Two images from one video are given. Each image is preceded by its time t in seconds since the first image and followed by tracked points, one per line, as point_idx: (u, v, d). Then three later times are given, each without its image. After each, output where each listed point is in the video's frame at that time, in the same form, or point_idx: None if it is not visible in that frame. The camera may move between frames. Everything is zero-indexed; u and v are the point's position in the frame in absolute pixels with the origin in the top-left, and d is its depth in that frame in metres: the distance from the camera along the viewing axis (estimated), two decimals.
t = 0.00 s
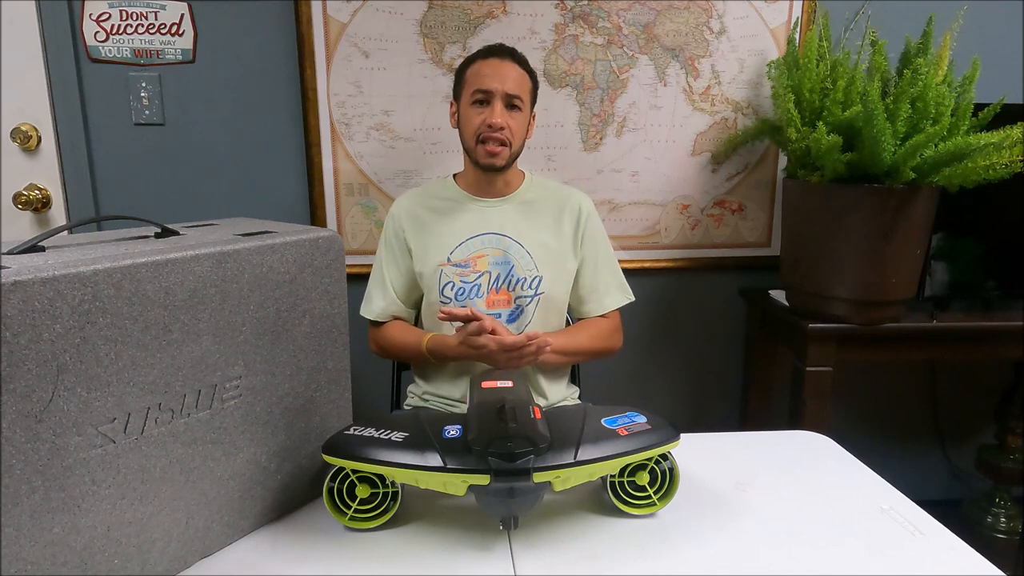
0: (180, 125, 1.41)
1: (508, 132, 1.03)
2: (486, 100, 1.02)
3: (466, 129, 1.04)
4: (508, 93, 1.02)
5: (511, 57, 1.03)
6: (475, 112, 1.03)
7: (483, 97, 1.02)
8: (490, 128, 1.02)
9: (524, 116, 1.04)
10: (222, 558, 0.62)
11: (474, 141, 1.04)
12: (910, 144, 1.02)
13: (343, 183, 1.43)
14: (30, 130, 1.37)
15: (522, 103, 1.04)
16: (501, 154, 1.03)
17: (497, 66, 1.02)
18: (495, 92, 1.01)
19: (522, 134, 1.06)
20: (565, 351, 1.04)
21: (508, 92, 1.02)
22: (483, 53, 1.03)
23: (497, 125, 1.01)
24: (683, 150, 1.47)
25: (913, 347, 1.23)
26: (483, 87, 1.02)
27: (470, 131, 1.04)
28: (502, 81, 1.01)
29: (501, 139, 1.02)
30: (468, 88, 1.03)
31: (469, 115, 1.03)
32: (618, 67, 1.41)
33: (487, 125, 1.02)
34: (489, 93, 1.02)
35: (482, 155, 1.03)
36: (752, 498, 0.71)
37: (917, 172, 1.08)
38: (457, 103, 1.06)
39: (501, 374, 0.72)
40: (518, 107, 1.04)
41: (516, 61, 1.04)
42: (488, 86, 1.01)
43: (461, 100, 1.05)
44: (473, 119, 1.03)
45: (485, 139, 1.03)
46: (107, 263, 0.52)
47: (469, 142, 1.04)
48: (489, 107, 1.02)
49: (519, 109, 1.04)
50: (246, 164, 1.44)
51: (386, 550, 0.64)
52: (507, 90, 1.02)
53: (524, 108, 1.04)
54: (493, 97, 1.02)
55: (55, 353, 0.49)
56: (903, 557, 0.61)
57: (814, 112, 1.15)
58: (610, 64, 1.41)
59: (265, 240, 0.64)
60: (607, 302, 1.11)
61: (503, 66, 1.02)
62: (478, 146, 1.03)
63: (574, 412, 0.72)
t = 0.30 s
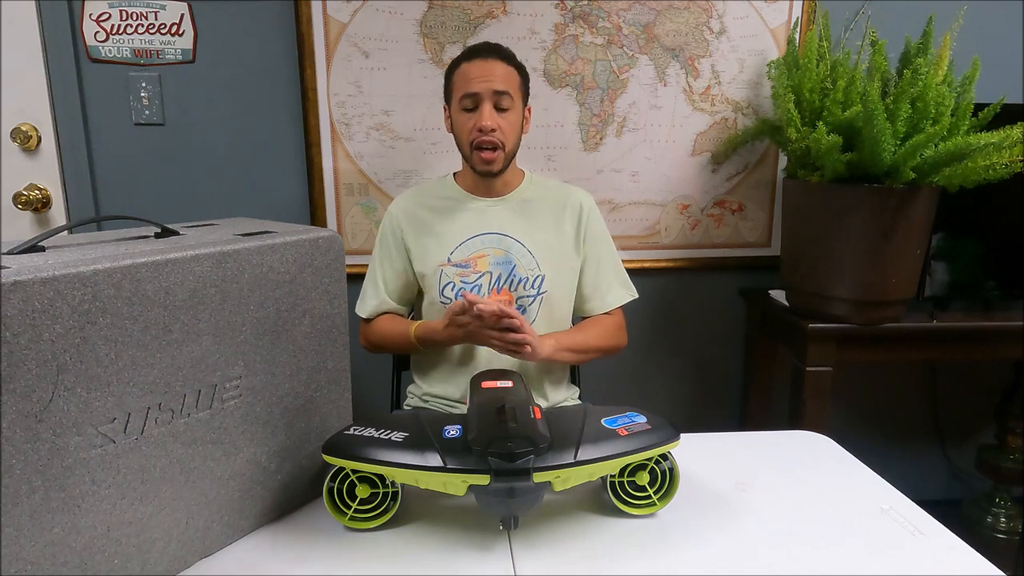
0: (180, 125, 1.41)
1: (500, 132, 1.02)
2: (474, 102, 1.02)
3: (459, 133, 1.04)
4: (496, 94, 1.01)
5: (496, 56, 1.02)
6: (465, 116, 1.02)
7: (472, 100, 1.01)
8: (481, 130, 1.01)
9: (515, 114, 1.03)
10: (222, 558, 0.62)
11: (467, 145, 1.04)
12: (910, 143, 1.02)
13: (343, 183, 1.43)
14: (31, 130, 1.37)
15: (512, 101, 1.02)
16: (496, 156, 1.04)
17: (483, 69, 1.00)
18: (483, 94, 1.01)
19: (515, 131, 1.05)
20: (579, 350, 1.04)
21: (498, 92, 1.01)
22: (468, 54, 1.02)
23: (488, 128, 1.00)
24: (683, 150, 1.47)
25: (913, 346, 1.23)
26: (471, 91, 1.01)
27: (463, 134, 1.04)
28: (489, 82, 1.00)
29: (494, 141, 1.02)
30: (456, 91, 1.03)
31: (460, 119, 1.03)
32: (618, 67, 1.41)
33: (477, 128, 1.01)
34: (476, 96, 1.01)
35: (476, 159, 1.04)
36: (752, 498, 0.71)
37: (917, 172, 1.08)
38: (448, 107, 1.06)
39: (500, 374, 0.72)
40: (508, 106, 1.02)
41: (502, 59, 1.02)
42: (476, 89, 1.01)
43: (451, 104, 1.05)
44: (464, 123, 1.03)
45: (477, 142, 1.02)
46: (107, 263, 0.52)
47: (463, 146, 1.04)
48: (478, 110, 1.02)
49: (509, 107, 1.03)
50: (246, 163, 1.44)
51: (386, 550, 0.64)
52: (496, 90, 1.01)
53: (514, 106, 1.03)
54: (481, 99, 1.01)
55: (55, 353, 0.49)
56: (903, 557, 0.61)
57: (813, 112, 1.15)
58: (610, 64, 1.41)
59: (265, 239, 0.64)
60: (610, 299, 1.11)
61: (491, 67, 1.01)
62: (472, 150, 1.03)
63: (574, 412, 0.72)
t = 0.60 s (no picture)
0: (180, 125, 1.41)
1: (485, 129, 1.01)
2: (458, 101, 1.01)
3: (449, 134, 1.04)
4: (479, 90, 1.00)
5: (477, 53, 1.01)
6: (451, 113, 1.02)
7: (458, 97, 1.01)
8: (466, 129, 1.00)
9: (500, 109, 1.01)
10: (222, 558, 0.62)
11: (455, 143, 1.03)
12: (910, 144, 1.02)
13: (343, 183, 1.43)
14: (31, 130, 1.37)
15: (496, 97, 1.01)
16: (482, 154, 1.02)
17: (467, 65, 1.00)
18: (465, 92, 1.00)
19: (503, 128, 1.03)
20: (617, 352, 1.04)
21: (485, 89, 1.00)
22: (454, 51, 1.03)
23: (469, 125, 0.99)
24: (683, 150, 1.47)
25: (913, 346, 1.23)
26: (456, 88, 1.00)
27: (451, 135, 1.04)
28: (470, 80, 1.00)
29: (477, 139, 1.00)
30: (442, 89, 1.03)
31: (448, 120, 1.03)
32: (618, 67, 1.41)
33: (461, 127, 1.00)
34: (459, 94, 1.00)
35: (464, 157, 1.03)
36: (751, 498, 0.71)
37: (917, 172, 1.08)
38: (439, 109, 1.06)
39: (501, 374, 0.72)
40: (492, 102, 1.01)
41: (484, 56, 1.01)
42: (462, 86, 1.00)
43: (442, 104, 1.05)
44: (451, 121, 1.03)
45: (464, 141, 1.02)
46: (107, 263, 0.52)
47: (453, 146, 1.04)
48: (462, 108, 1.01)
49: (494, 103, 1.01)
50: (246, 163, 1.43)
51: (386, 550, 0.64)
52: (483, 87, 1.00)
53: (500, 102, 1.01)
54: (464, 97, 1.00)
55: (55, 353, 0.49)
56: (904, 557, 0.61)
57: (813, 112, 1.15)
58: (610, 64, 1.41)
59: (265, 240, 0.64)
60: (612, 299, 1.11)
61: (474, 64, 1.00)
62: (461, 150, 1.03)
63: (574, 412, 0.72)
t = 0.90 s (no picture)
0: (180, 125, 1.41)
1: (510, 129, 1.00)
2: (483, 97, 1.00)
3: (467, 130, 1.02)
4: (506, 88, 0.99)
5: (505, 50, 1.00)
6: (475, 110, 1.00)
7: (486, 94, 0.99)
8: (490, 126, 0.99)
9: (526, 111, 1.01)
10: (222, 558, 0.62)
11: (476, 141, 1.01)
12: (910, 144, 1.02)
13: (343, 183, 1.43)
14: (31, 130, 1.37)
15: (523, 97, 1.01)
16: (504, 154, 1.01)
17: (498, 62, 0.99)
18: (492, 88, 0.99)
19: (525, 130, 1.02)
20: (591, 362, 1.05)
21: (514, 88, 1.00)
22: (480, 46, 1.01)
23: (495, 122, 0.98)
24: (683, 150, 1.47)
25: (913, 346, 1.23)
26: (485, 84, 0.99)
27: (470, 131, 1.01)
28: (498, 76, 0.99)
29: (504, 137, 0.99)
30: (465, 84, 1.01)
31: (468, 115, 1.01)
32: (618, 67, 1.41)
33: (486, 123, 0.99)
34: (485, 89, 0.99)
35: (485, 155, 1.01)
36: (751, 498, 0.71)
37: (917, 172, 1.08)
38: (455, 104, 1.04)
39: (500, 374, 0.72)
40: (518, 102, 1.00)
41: (513, 53, 1.01)
42: (492, 83, 0.99)
43: (459, 100, 1.03)
44: (474, 118, 1.00)
45: (486, 138, 1.00)
46: (107, 263, 0.52)
47: (471, 143, 1.02)
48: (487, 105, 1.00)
49: (519, 103, 1.01)
50: (246, 163, 1.43)
51: (386, 551, 0.64)
52: (512, 86, 0.99)
53: (525, 103, 1.01)
54: (491, 93, 0.99)
55: (55, 353, 0.49)
56: (904, 557, 0.61)
57: (814, 111, 1.15)
58: (610, 64, 1.41)
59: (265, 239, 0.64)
60: (609, 303, 1.13)
61: (503, 60, 0.99)
62: (480, 148, 1.01)
63: (574, 412, 0.72)
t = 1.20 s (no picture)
0: (180, 125, 1.41)
1: (532, 146, 0.97)
2: (509, 109, 0.96)
3: (488, 139, 0.98)
4: (535, 103, 0.96)
5: (538, 61, 0.96)
6: (501, 119, 0.96)
7: (516, 106, 0.95)
8: (513, 140, 0.95)
9: (549, 128, 0.98)
10: (222, 558, 0.62)
11: (495, 151, 0.97)
12: (910, 144, 1.02)
13: (343, 183, 1.43)
14: (31, 130, 1.37)
15: (548, 114, 0.98)
16: (521, 171, 0.98)
17: (533, 75, 0.95)
18: (521, 101, 0.95)
19: (544, 148, 1.00)
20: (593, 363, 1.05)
21: (544, 105, 0.97)
22: (517, 51, 0.95)
23: (520, 139, 0.95)
24: (683, 150, 1.47)
25: (912, 346, 1.24)
26: (517, 96, 0.95)
27: (490, 141, 0.98)
28: (530, 89, 0.95)
29: (526, 154, 0.96)
30: (494, 91, 0.96)
31: (490, 124, 0.97)
32: (618, 67, 1.41)
33: (509, 138, 0.95)
34: (514, 101, 0.95)
35: (502, 169, 0.98)
36: (751, 498, 0.71)
37: (917, 172, 1.08)
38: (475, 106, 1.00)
39: (500, 374, 0.72)
40: (543, 119, 0.97)
41: (546, 66, 0.97)
42: (523, 96, 0.95)
43: (483, 103, 0.98)
44: (498, 127, 0.96)
45: (506, 152, 0.97)
46: (107, 263, 0.52)
47: (488, 153, 0.99)
48: (512, 117, 0.96)
49: (544, 120, 0.98)
50: (246, 164, 1.44)
51: (386, 551, 0.64)
52: (541, 102, 0.96)
53: (549, 119, 0.99)
54: (519, 106, 0.95)
55: (55, 353, 0.49)
56: (903, 557, 0.61)
57: (814, 112, 1.15)
58: (610, 64, 1.41)
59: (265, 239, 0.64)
60: (612, 308, 1.13)
61: (536, 72, 0.95)
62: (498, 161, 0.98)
63: (575, 412, 0.72)
